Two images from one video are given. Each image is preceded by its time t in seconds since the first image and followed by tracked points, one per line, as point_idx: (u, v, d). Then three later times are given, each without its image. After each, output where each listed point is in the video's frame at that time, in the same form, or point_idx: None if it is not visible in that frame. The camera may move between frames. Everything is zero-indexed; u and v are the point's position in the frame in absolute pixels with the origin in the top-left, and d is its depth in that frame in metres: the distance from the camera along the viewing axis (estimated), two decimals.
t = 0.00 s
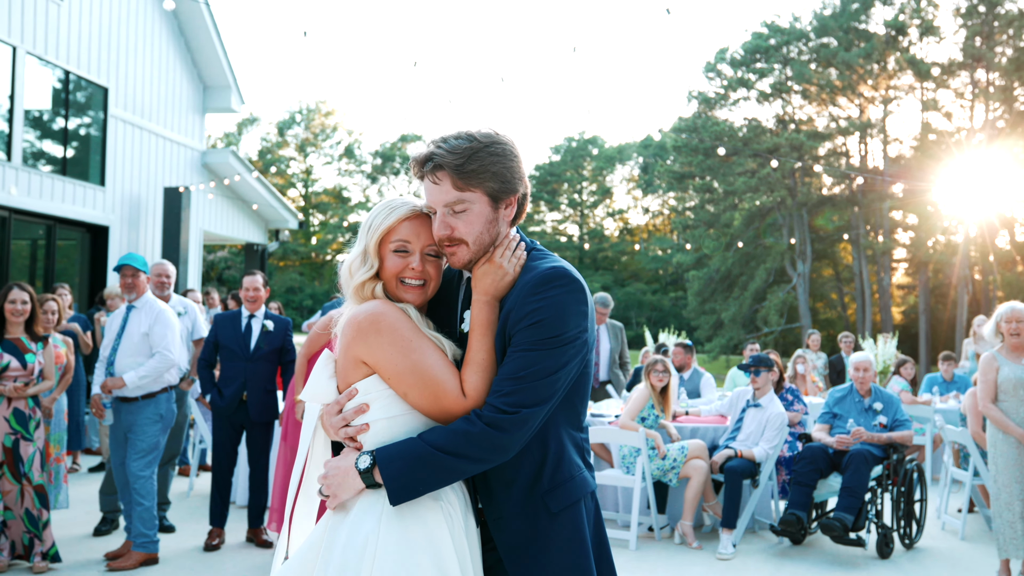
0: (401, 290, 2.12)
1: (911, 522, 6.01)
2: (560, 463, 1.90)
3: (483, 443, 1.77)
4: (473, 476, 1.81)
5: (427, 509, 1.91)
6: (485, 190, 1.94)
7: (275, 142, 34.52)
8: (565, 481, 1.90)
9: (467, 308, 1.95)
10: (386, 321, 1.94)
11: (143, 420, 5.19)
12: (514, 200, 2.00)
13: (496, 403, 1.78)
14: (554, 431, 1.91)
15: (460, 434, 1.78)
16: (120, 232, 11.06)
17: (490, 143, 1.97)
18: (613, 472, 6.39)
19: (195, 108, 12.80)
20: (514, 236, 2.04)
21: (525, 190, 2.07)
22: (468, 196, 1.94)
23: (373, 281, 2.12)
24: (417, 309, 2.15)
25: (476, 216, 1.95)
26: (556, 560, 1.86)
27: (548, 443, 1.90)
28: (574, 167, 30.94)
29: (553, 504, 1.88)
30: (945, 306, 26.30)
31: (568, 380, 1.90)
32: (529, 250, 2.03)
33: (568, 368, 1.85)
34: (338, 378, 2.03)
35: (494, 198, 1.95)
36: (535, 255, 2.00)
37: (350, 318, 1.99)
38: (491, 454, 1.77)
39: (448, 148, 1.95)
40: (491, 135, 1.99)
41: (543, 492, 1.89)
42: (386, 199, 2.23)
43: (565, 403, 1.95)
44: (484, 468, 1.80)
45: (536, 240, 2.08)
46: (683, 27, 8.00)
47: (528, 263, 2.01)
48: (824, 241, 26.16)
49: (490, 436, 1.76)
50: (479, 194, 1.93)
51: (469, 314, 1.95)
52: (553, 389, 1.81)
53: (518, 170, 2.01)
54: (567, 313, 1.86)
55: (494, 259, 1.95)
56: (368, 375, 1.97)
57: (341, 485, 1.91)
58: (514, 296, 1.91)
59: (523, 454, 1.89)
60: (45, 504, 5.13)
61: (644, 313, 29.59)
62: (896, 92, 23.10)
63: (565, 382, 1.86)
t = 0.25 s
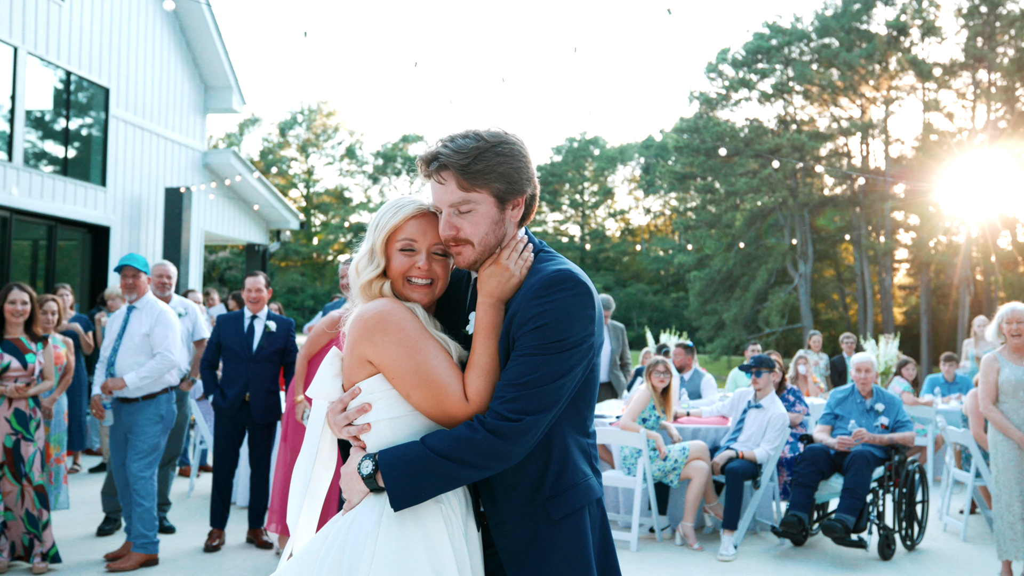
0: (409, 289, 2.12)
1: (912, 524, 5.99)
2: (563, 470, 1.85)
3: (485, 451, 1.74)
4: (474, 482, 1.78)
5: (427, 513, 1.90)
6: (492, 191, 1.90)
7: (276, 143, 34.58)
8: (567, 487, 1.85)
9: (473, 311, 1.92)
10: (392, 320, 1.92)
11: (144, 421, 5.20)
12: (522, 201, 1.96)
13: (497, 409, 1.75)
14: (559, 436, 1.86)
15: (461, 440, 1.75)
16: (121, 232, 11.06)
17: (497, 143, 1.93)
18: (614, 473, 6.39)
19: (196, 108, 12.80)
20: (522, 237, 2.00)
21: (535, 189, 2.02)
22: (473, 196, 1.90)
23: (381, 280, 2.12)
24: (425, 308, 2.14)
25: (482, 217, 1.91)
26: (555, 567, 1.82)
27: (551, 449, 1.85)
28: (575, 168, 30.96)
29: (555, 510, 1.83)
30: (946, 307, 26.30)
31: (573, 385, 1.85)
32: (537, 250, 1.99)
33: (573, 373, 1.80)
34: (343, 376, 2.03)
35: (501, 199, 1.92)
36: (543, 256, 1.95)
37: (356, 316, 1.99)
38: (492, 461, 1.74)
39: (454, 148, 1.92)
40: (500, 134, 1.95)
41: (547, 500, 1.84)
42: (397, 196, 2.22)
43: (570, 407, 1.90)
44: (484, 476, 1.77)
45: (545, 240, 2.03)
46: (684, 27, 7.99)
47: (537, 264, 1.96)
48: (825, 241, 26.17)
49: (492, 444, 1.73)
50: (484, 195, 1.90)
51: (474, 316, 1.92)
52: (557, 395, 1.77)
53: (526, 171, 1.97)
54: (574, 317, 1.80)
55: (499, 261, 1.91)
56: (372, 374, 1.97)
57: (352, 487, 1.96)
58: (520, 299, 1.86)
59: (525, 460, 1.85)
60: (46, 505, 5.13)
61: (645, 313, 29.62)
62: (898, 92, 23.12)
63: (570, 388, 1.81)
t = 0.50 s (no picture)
0: (415, 289, 2.11)
1: (913, 525, 5.97)
2: (566, 478, 1.80)
3: (484, 456, 1.71)
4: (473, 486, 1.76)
5: (427, 516, 1.89)
6: (497, 193, 1.87)
7: (277, 144, 34.63)
8: (570, 496, 1.79)
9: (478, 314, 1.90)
10: (398, 321, 1.92)
11: (142, 423, 5.19)
12: (531, 202, 1.92)
13: (496, 414, 1.72)
14: (564, 443, 1.82)
15: (462, 445, 1.73)
16: (120, 234, 11.05)
17: (505, 143, 1.89)
18: (615, 475, 6.38)
19: (196, 109, 12.79)
20: (531, 238, 1.96)
21: (545, 189, 1.98)
22: (478, 198, 1.87)
23: (391, 279, 2.11)
24: (433, 308, 2.14)
25: (487, 218, 1.88)
26: None
27: (554, 456, 1.80)
28: (576, 169, 30.99)
29: (556, 518, 1.78)
30: (947, 308, 26.29)
31: (579, 391, 1.81)
32: (546, 252, 1.95)
33: (578, 379, 1.77)
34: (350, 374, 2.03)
35: (507, 201, 1.88)
36: (552, 259, 1.91)
37: (363, 316, 1.99)
38: (491, 467, 1.72)
39: (460, 148, 1.88)
40: (508, 135, 1.91)
41: (549, 508, 1.79)
42: (408, 194, 2.21)
43: (576, 412, 1.85)
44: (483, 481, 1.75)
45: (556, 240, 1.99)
46: (684, 28, 7.98)
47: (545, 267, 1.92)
48: (826, 243, 26.16)
49: (492, 449, 1.71)
50: (490, 196, 1.87)
51: (479, 319, 1.90)
52: (559, 402, 1.73)
53: (536, 171, 1.92)
54: (578, 321, 1.76)
55: (506, 263, 1.89)
56: (377, 373, 1.97)
57: (353, 487, 1.95)
58: (525, 303, 1.83)
59: (528, 466, 1.81)
60: (44, 508, 5.12)
61: (645, 315, 29.63)
62: (898, 94, 23.14)
63: (575, 393, 1.78)
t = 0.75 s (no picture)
0: (422, 289, 2.10)
1: (912, 527, 5.96)
2: (571, 483, 1.78)
3: (485, 459, 1.70)
4: (473, 489, 1.75)
5: (428, 519, 1.88)
6: (503, 193, 1.86)
7: (277, 146, 34.68)
8: (574, 501, 1.77)
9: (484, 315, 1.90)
10: (403, 321, 1.91)
11: (141, 425, 5.19)
12: (538, 202, 1.92)
13: (498, 416, 1.71)
14: (569, 448, 1.80)
15: (463, 447, 1.73)
16: (120, 235, 11.05)
17: (512, 143, 1.88)
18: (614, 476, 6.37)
19: (195, 110, 12.79)
20: (539, 238, 1.95)
21: (553, 188, 1.97)
22: (484, 198, 1.87)
23: (398, 279, 2.12)
24: (439, 309, 2.13)
25: (493, 219, 1.88)
26: None
27: (559, 461, 1.79)
28: (576, 171, 31.01)
29: (558, 524, 1.76)
30: (947, 310, 26.29)
31: (585, 394, 1.80)
32: (554, 253, 1.94)
33: (583, 382, 1.75)
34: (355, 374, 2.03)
35: (513, 201, 1.88)
36: (559, 260, 1.90)
37: (369, 316, 1.99)
38: (491, 470, 1.70)
39: (465, 148, 1.88)
40: (515, 134, 1.91)
41: (551, 513, 1.77)
42: (416, 195, 2.21)
43: (582, 416, 1.84)
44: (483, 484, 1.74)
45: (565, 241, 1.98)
46: (682, 29, 7.98)
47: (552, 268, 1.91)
48: (826, 245, 26.15)
49: (493, 453, 1.70)
50: (495, 196, 1.86)
51: (484, 320, 1.89)
52: (562, 405, 1.72)
53: (543, 170, 1.91)
54: (582, 323, 1.75)
55: (512, 263, 1.88)
56: (381, 373, 1.96)
57: (355, 487, 1.95)
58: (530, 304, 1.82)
59: (532, 470, 1.79)
60: (43, 509, 5.12)
61: (645, 317, 29.60)
62: (898, 95, 23.18)
63: (580, 396, 1.76)
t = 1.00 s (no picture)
0: (429, 288, 2.10)
1: (910, 532, 5.95)
2: (575, 486, 1.77)
3: (487, 458, 1.70)
4: (475, 489, 1.75)
5: (430, 518, 1.88)
6: (510, 191, 1.85)
7: (279, 143, 34.84)
8: (577, 504, 1.76)
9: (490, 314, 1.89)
10: (408, 319, 1.91)
11: (139, 419, 5.19)
12: (545, 200, 1.91)
13: (501, 416, 1.70)
14: (574, 449, 1.78)
15: (464, 446, 1.72)
16: (120, 230, 11.04)
17: (519, 141, 1.88)
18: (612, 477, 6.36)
19: (197, 106, 12.80)
20: (547, 238, 1.94)
21: (562, 187, 1.96)
22: (491, 196, 1.86)
23: (406, 277, 2.12)
24: (446, 308, 2.12)
25: (500, 218, 1.87)
26: None
27: (563, 462, 1.77)
28: (578, 171, 31.01)
29: (560, 526, 1.75)
30: (947, 314, 26.28)
31: (590, 395, 1.79)
32: (562, 253, 1.93)
33: (589, 382, 1.74)
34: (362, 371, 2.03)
35: (520, 199, 1.87)
36: (566, 260, 1.89)
37: (375, 313, 1.99)
38: (493, 470, 1.70)
39: (471, 146, 1.87)
40: (524, 132, 1.90)
41: (555, 514, 1.76)
42: (426, 194, 2.21)
43: (587, 417, 1.82)
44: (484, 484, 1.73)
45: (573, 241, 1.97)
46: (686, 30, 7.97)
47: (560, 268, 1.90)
48: (826, 248, 26.12)
49: (494, 452, 1.69)
50: (502, 195, 1.85)
51: (490, 319, 1.89)
52: (566, 405, 1.71)
53: (551, 169, 1.90)
54: (588, 323, 1.74)
55: (519, 263, 1.88)
56: (386, 371, 1.96)
57: (359, 485, 1.95)
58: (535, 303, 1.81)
59: (535, 470, 1.79)
60: (41, 502, 5.11)
61: (645, 317, 29.57)
62: (901, 99, 23.19)
63: (585, 396, 1.75)
